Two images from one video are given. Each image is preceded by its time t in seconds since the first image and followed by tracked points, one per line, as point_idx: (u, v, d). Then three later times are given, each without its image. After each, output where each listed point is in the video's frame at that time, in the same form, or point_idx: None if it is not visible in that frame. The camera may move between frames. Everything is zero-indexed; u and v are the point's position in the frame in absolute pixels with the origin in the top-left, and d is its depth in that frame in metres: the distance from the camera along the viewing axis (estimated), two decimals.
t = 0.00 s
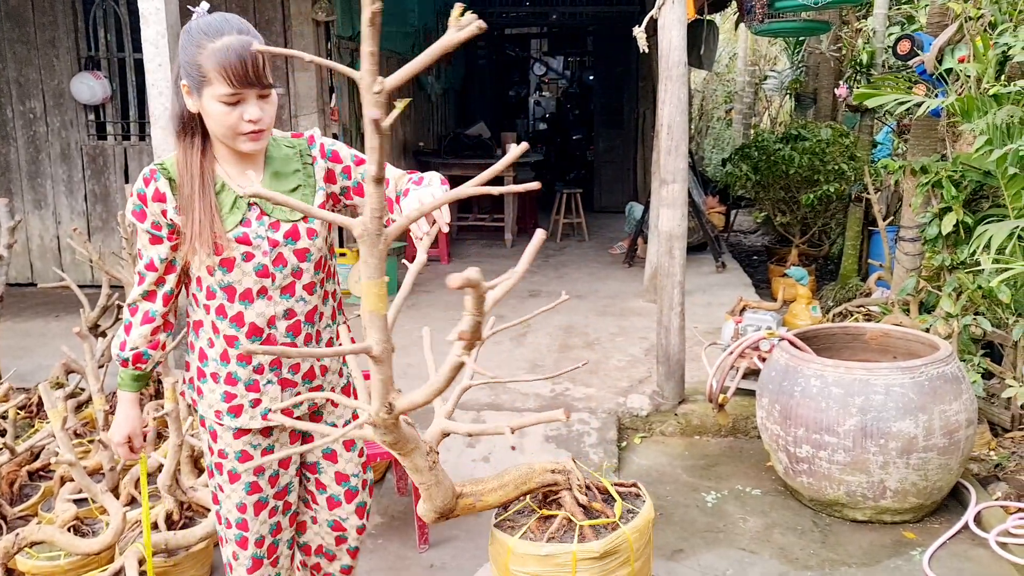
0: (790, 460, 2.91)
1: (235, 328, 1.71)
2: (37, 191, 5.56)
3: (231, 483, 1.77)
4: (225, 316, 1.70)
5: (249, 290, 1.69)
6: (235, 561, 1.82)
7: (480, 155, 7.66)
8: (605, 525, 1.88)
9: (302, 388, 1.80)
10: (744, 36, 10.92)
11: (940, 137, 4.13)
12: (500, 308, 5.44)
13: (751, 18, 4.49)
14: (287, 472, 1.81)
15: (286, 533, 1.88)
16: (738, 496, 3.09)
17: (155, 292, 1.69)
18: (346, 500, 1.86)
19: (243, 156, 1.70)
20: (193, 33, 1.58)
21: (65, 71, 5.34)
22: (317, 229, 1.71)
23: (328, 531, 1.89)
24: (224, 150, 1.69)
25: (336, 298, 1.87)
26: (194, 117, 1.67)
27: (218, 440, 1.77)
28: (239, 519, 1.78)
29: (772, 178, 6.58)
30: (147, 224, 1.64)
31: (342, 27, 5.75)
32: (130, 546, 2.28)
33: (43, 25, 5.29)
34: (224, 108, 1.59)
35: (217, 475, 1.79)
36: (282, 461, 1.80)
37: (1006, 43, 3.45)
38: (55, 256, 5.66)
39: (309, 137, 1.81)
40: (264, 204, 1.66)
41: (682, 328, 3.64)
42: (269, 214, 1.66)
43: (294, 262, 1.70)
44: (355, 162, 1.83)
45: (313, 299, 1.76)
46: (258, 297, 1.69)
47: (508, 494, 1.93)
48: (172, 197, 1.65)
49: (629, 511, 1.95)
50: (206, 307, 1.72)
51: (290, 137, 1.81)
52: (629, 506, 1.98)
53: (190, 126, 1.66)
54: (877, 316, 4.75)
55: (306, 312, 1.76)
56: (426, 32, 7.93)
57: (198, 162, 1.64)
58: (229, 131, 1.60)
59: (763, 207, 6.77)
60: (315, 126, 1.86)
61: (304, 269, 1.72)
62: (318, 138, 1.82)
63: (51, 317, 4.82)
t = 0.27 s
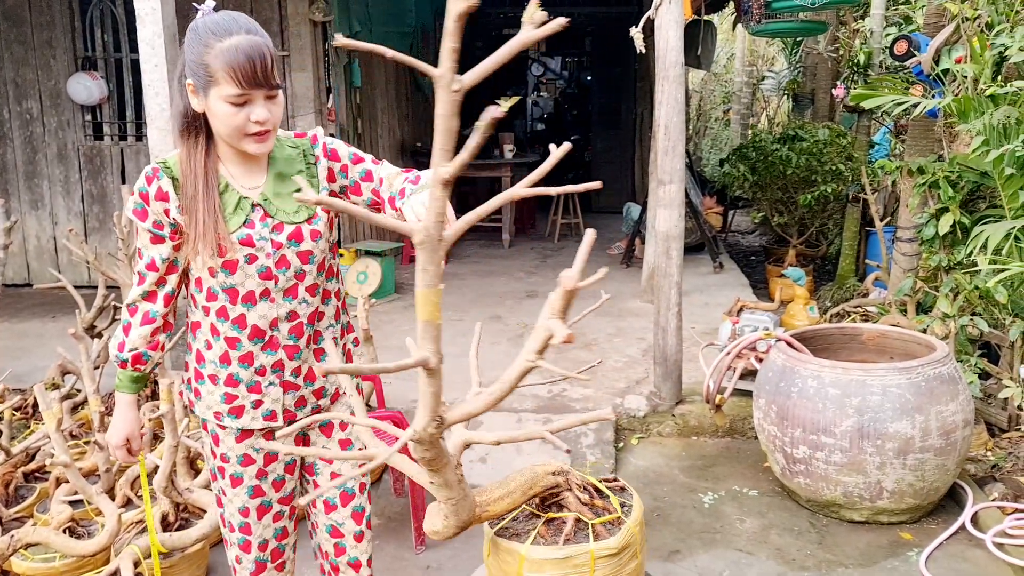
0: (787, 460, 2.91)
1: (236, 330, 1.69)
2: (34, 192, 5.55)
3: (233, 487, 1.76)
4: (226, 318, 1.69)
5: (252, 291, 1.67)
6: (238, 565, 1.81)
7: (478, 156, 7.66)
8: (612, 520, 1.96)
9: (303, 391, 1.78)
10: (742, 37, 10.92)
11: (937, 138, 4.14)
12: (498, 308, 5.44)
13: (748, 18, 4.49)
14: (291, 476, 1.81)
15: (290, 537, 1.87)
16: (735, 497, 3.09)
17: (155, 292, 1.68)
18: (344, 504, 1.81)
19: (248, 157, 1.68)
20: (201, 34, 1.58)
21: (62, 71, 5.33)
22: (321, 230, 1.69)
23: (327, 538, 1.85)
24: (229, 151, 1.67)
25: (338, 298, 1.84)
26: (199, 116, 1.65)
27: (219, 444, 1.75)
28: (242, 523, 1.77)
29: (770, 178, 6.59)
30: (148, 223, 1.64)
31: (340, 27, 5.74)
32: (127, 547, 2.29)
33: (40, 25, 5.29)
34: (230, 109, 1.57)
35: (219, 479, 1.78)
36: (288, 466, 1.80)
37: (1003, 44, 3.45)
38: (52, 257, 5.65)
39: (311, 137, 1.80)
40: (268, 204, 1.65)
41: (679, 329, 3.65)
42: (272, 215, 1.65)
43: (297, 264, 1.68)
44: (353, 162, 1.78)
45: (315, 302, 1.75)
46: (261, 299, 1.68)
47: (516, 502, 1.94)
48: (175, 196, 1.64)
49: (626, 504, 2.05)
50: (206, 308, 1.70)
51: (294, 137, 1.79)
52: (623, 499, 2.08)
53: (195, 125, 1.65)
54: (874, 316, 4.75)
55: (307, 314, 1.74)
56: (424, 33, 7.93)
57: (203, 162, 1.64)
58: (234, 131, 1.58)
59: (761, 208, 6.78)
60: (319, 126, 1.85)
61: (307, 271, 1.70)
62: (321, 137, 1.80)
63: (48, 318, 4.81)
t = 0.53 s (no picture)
0: (782, 460, 2.91)
1: (238, 332, 1.66)
2: (29, 192, 5.54)
3: (234, 489, 1.75)
4: (229, 319, 1.66)
5: (254, 293, 1.64)
6: (238, 564, 1.82)
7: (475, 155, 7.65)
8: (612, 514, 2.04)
9: (306, 398, 1.74)
10: (739, 36, 10.92)
11: (933, 137, 4.13)
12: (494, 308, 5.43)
13: (745, 17, 4.48)
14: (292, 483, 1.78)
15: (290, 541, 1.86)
16: (730, 497, 3.09)
17: (161, 290, 1.67)
18: (343, 513, 1.80)
19: (258, 156, 1.64)
20: (210, 31, 1.55)
21: (57, 71, 5.32)
22: (327, 232, 1.64)
23: (324, 546, 1.85)
24: (239, 150, 1.64)
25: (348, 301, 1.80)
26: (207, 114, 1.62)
27: (220, 446, 1.74)
28: (241, 525, 1.77)
29: (766, 178, 6.59)
30: (156, 220, 1.62)
31: (336, 27, 5.73)
32: (120, 548, 2.28)
33: (35, 25, 5.27)
34: (240, 106, 1.54)
35: (220, 481, 1.77)
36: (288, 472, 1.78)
37: (998, 42, 3.45)
38: (47, 257, 5.65)
39: (325, 138, 1.76)
40: (275, 205, 1.62)
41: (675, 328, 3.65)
42: (278, 216, 1.61)
43: (302, 267, 1.64)
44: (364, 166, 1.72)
45: (320, 306, 1.70)
46: (264, 301, 1.65)
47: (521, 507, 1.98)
48: (181, 192, 1.61)
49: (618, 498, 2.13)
50: (210, 309, 1.68)
51: (307, 138, 1.75)
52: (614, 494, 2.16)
53: (205, 123, 1.63)
54: (870, 316, 4.75)
55: (312, 318, 1.70)
56: (421, 32, 7.92)
57: (211, 162, 1.61)
58: (245, 130, 1.55)
59: (758, 207, 6.78)
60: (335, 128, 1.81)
61: (312, 274, 1.66)
62: (335, 139, 1.76)
63: (43, 318, 4.80)
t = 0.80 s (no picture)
0: (778, 458, 2.91)
1: (248, 329, 1.66)
2: (24, 190, 5.52)
3: (243, 490, 1.75)
4: (239, 315, 1.66)
5: (263, 291, 1.63)
6: (247, 564, 1.82)
7: (472, 154, 7.64)
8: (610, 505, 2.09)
9: (316, 400, 1.71)
10: (736, 36, 10.92)
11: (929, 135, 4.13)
12: (490, 307, 5.43)
13: (742, 15, 4.48)
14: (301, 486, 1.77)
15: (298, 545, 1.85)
16: (726, 496, 3.08)
17: (174, 283, 1.69)
18: (351, 517, 1.79)
19: (273, 149, 1.64)
20: (221, 22, 1.55)
21: (51, 69, 5.30)
22: (338, 231, 1.62)
23: (330, 549, 1.84)
24: (253, 142, 1.63)
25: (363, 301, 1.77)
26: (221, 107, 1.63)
27: (229, 447, 1.74)
28: (251, 525, 1.77)
29: (763, 177, 6.60)
30: (167, 214, 1.64)
31: (331, 25, 5.72)
32: (112, 548, 2.27)
33: (29, 23, 5.26)
34: (254, 95, 1.53)
35: (229, 482, 1.77)
36: (297, 476, 1.76)
37: (994, 40, 3.45)
38: (42, 256, 5.62)
39: (341, 135, 1.73)
40: (286, 201, 1.61)
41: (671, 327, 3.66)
42: (288, 212, 1.60)
43: (312, 265, 1.62)
44: (377, 164, 1.69)
45: (332, 306, 1.68)
46: (272, 299, 1.63)
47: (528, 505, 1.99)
48: (191, 187, 1.63)
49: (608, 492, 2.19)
50: (223, 304, 1.68)
51: (323, 135, 1.73)
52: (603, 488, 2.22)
53: (218, 119, 1.63)
54: (867, 315, 4.75)
55: (322, 318, 1.67)
56: (417, 31, 7.91)
57: (224, 159, 1.61)
58: (260, 120, 1.54)
59: (754, 206, 6.78)
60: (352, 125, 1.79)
61: (323, 274, 1.63)
62: (351, 136, 1.74)
63: (37, 317, 4.78)
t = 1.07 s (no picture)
0: (776, 457, 2.89)
1: (254, 327, 1.65)
2: (18, 189, 5.49)
3: (247, 490, 1.74)
4: (246, 313, 1.65)
5: (269, 288, 1.62)
6: (251, 563, 1.80)
7: (469, 153, 7.62)
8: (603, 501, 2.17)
9: (322, 401, 1.68)
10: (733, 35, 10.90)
11: (927, 134, 4.09)
12: (487, 306, 5.41)
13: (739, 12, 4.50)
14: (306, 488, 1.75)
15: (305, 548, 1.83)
16: (724, 495, 3.07)
17: (180, 280, 1.68)
18: (358, 518, 1.78)
19: (285, 141, 1.63)
20: (228, 12, 1.56)
21: (45, 67, 5.27)
22: (347, 229, 1.61)
23: (337, 551, 1.82)
24: (264, 136, 1.63)
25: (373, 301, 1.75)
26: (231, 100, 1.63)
27: (234, 448, 1.73)
28: (256, 524, 1.76)
29: (760, 176, 6.59)
30: (174, 208, 1.63)
31: (327, 24, 5.70)
32: (105, 548, 2.24)
33: (24, 21, 5.23)
34: (268, 82, 1.53)
35: (233, 482, 1.76)
36: (303, 478, 1.75)
37: (993, 37, 3.42)
38: (36, 255, 5.59)
39: (353, 132, 1.72)
40: (294, 197, 1.60)
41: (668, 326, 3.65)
42: (297, 209, 1.59)
43: (319, 263, 1.61)
44: (389, 163, 1.68)
45: (342, 307, 1.66)
46: (279, 297, 1.62)
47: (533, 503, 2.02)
48: (199, 182, 1.62)
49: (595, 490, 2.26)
50: (230, 302, 1.68)
51: (336, 131, 1.72)
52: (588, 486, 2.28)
53: (225, 118, 1.63)
54: (864, 314, 4.74)
55: (331, 318, 1.65)
56: (414, 30, 7.89)
57: (232, 158, 1.60)
58: (276, 108, 1.54)
59: (751, 205, 6.77)
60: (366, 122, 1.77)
61: (331, 272, 1.62)
62: (364, 133, 1.72)
63: (31, 317, 4.75)
